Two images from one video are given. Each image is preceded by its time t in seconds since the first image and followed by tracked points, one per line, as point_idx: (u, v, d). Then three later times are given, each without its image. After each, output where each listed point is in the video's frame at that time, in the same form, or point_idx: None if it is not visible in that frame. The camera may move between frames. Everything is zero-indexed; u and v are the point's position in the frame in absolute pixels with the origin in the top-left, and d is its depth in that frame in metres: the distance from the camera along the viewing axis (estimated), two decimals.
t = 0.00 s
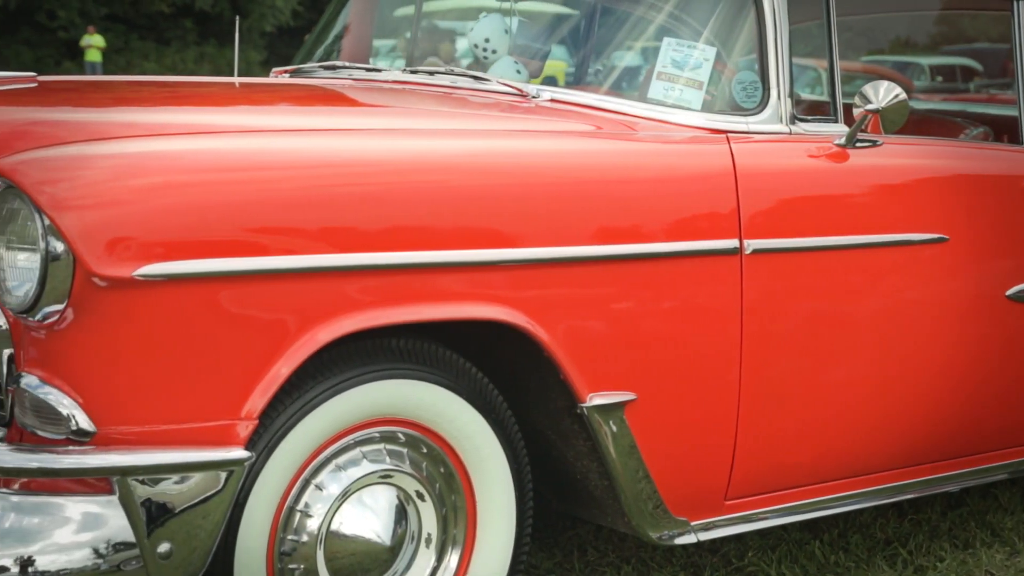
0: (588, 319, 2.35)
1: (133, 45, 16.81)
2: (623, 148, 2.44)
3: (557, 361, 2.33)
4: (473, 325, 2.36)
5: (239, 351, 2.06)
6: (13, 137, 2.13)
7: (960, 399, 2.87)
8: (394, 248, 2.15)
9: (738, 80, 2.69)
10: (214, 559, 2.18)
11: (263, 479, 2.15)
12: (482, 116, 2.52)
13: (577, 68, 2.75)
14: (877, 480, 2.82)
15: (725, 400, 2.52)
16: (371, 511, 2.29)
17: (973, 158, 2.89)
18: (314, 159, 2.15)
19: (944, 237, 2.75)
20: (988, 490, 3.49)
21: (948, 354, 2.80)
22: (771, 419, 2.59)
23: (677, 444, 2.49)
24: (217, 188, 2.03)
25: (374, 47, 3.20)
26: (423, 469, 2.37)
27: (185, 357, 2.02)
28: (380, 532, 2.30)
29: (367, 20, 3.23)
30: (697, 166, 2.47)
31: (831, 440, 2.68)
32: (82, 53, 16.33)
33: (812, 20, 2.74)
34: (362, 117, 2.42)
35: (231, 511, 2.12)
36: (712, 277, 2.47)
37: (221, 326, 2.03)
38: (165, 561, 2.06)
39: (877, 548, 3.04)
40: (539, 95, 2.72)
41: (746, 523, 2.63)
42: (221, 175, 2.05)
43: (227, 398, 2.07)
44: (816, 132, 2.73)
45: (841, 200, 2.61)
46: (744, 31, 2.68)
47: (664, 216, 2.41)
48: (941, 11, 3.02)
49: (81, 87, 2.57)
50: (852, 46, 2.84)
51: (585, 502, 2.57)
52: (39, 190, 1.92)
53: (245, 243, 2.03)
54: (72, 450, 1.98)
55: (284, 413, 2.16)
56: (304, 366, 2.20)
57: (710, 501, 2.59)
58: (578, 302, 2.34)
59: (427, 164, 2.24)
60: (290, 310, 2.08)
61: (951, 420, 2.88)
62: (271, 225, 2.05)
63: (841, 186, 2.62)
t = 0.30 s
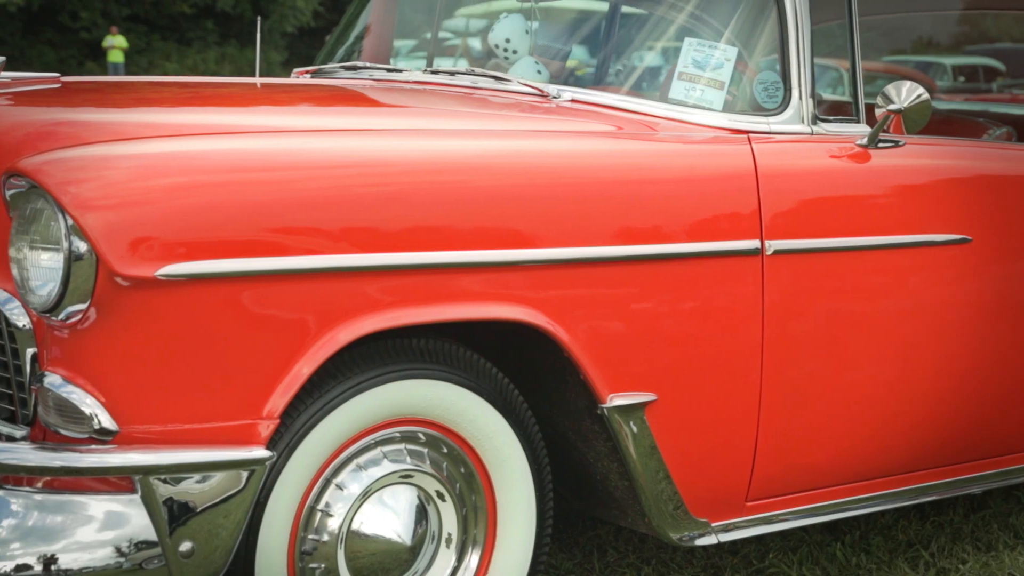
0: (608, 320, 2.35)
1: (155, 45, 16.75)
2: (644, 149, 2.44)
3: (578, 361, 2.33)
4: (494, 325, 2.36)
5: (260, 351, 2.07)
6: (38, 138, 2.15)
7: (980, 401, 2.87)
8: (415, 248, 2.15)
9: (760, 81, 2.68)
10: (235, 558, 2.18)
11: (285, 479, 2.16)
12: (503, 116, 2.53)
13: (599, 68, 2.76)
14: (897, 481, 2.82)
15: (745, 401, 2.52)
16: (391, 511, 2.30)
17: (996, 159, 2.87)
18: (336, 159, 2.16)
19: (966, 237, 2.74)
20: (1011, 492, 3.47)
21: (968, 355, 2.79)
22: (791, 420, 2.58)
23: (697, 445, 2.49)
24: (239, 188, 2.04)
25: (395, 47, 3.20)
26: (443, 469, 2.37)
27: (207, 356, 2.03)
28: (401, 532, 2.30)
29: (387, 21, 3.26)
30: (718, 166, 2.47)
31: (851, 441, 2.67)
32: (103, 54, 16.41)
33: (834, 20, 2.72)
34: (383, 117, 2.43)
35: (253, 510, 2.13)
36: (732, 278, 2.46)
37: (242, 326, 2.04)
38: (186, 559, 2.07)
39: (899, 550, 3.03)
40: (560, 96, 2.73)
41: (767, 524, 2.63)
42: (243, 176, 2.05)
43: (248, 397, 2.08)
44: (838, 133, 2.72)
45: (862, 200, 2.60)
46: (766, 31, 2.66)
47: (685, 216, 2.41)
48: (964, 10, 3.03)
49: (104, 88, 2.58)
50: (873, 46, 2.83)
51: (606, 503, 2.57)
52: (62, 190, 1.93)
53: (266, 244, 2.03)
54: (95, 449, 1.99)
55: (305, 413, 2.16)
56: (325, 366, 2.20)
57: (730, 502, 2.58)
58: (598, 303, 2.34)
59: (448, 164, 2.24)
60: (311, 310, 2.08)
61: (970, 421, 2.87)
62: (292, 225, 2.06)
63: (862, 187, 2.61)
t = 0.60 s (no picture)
0: (630, 320, 2.35)
1: (180, 46, 16.67)
2: (667, 149, 2.43)
3: (600, 362, 2.32)
4: (516, 325, 2.36)
5: (283, 350, 2.07)
6: (63, 138, 2.16)
7: (1003, 403, 2.86)
8: (438, 248, 2.15)
9: (783, 81, 2.67)
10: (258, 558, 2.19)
11: (308, 478, 2.16)
12: (526, 116, 2.53)
13: (621, 69, 2.75)
14: (919, 483, 2.81)
15: (768, 402, 2.51)
16: (413, 511, 2.30)
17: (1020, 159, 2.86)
18: (360, 159, 2.16)
19: (990, 238, 2.72)
20: None
21: (992, 356, 2.78)
22: (814, 421, 2.57)
23: (719, 446, 2.48)
24: (262, 187, 2.04)
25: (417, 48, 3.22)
26: (465, 469, 2.38)
27: (230, 356, 2.04)
28: (423, 532, 2.30)
29: (410, 21, 3.26)
30: (741, 166, 2.46)
31: (874, 443, 2.67)
32: (125, 55, 16.46)
33: (858, 20, 2.72)
34: (407, 117, 2.43)
35: (276, 509, 2.13)
36: (755, 278, 2.45)
37: (266, 325, 2.05)
38: (210, 558, 2.07)
39: (923, 552, 3.01)
40: (582, 96, 2.74)
41: (790, 525, 2.62)
42: (268, 175, 2.06)
43: (271, 397, 2.08)
44: (862, 133, 2.71)
45: (885, 201, 2.59)
46: (789, 31, 2.67)
47: (708, 217, 2.40)
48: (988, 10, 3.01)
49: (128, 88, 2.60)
50: (897, 45, 2.81)
51: (628, 503, 2.56)
52: (87, 190, 1.94)
53: (289, 244, 2.03)
54: (119, 448, 2.00)
55: (328, 412, 2.17)
56: (348, 365, 2.21)
57: (753, 503, 2.58)
58: (621, 303, 2.33)
59: (472, 164, 2.24)
60: (335, 310, 2.09)
61: (993, 422, 2.86)
62: (316, 225, 2.06)
63: (885, 187, 2.60)
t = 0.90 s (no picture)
0: (651, 320, 2.34)
1: (201, 47, 16.56)
2: (688, 149, 2.43)
3: (620, 362, 2.32)
4: (536, 325, 2.36)
5: (304, 350, 2.07)
6: (86, 138, 2.17)
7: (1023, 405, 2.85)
8: (459, 248, 2.15)
9: (804, 81, 2.67)
10: (279, 558, 2.19)
11: (329, 478, 2.16)
12: (547, 116, 2.53)
13: (642, 69, 2.76)
14: (939, 485, 2.80)
15: (788, 402, 2.50)
16: (434, 511, 2.30)
17: None
18: (382, 160, 2.16)
19: (1010, 239, 2.71)
20: None
21: (1012, 358, 2.77)
22: (835, 422, 2.56)
23: (739, 447, 2.48)
24: (283, 187, 2.05)
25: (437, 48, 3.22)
26: (486, 469, 2.38)
27: (251, 355, 2.04)
28: (443, 532, 2.30)
29: (431, 21, 3.27)
30: (762, 166, 2.46)
31: (894, 444, 2.66)
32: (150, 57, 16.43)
33: (880, 19, 2.71)
34: (429, 117, 2.43)
35: (296, 508, 2.14)
36: (775, 279, 2.45)
37: (287, 325, 2.05)
38: (231, 557, 2.08)
39: (945, 553, 3.00)
40: (603, 96, 2.74)
41: (811, 527, 2.62)
42: (289, 176, 2.06)
43: (292, 397, 2.08)
44: (883, 133, 2.70)
45: (907, 201, 2.58)
46: (811, 31, 2.66)
47: (728, 217, 2.40)
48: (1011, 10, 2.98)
49: (151, 89, 2.61)
50: (919, 45, 2.81)
51: (648, 504, 2.56)
52: (109, 190, 1.94)
53: (310, 244, 2.04)
54: (141, 446, 2.00)
55: (349, 412, 2.17)
56: (369, 365, 2.21)
57: (774, 504, 2.57)
58: (641, 303, 2.33)
59: (493, 164, 2.24)
60: (355, 310, 2.09)
61: (1013, 424, 2.85)
62: (337, 225, 2.06)
63: (907, 187, 2.59)
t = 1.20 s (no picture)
0: (669, 321, 2.34)
1: (219, 47, 16.58)
2: (707, 149, 2.43)
3: (638, 362, 2.32)
4: (554, 325, 2.35)
5: (323, 350, 2.08)
6: (107, 138, 2.17)
7: None
8: (477, 248, 2.15)
9: (823, 80, 2.67)
10: (298, 558, 2.20)
11: (347, 477, 2.17)
12: (565, 116, 2.53)
13: (660, 68, 2.75)
14: (956, 486, 2.80)
15: (807, 403, 2.50)
16: (452, 511, 2.30)
17: None
18: (400, 159, 2.16)
19: None
20: None
21: None
22: (852, 423, 2.56)
23: (757, 447, 2.47)
24: (303, 187, 2.05)
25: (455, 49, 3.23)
26: (504, 469, 2.38)
27: (270, 355, 2.05)
28: (461, 531, 2.30)
29: (449, 21, 3.27)
30: (781, 166, 2.45)
31: (913, 445, 2.65)
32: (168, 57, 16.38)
33: (899, 19, 2.71)
34: (449, 118, 2.44)
35: (315, 508, 2.14)
36: (793, 279, 2.44)
37: (306, 325, 2.05)
38: (250, 557, 2.08)
39: (965, 554, 3.00)
40: (621, 96, 2.74)
41: (829, 528, 2.61)
42: (309, 176, 2.06)
43: (311, 396, 2.09)
44: (903, 133, 2.70)
45: (925, 201, 2.57)
46: (830, 30, 2.66)
47: (747, 217, 2.39)
48: None
49: (169, 90, 2.61)
50: (938, 45, 2.79)
51: (666, 505, 2.56)
52: (129, 190, 1.95)
53: (329, 244, 2.04)
54: (160, 446, 2.01)
55: (367, 411, 2.17)
56: (387, 365, 2.21)
57: (792, 504, 2.57)
58: (659, 304, 2.33)
59: (512, 164, 2.24)
60: (374, 310, 2.09)
61: None
62: (356, 225, 2.07)
63: (925, 187, 2.59)
